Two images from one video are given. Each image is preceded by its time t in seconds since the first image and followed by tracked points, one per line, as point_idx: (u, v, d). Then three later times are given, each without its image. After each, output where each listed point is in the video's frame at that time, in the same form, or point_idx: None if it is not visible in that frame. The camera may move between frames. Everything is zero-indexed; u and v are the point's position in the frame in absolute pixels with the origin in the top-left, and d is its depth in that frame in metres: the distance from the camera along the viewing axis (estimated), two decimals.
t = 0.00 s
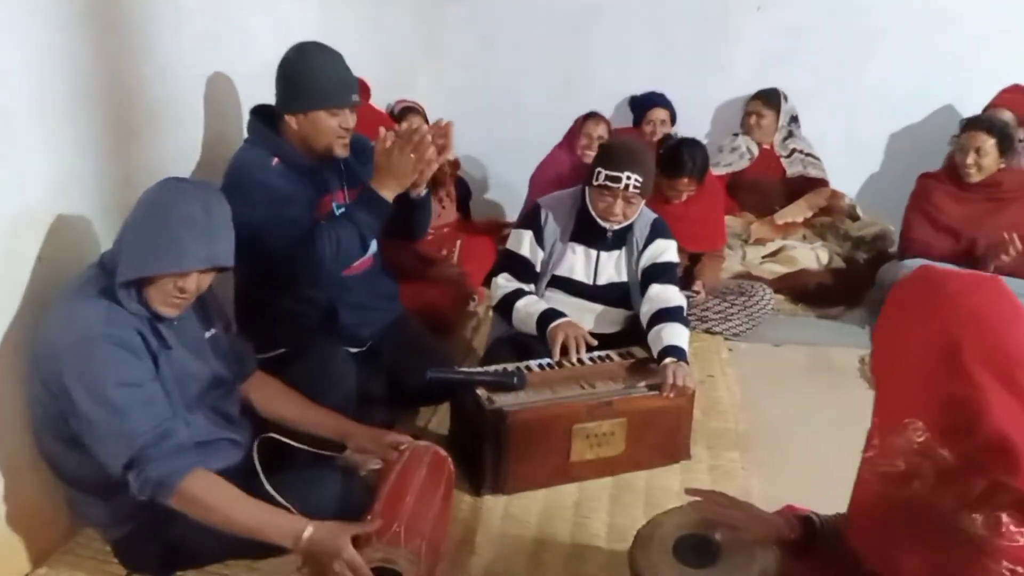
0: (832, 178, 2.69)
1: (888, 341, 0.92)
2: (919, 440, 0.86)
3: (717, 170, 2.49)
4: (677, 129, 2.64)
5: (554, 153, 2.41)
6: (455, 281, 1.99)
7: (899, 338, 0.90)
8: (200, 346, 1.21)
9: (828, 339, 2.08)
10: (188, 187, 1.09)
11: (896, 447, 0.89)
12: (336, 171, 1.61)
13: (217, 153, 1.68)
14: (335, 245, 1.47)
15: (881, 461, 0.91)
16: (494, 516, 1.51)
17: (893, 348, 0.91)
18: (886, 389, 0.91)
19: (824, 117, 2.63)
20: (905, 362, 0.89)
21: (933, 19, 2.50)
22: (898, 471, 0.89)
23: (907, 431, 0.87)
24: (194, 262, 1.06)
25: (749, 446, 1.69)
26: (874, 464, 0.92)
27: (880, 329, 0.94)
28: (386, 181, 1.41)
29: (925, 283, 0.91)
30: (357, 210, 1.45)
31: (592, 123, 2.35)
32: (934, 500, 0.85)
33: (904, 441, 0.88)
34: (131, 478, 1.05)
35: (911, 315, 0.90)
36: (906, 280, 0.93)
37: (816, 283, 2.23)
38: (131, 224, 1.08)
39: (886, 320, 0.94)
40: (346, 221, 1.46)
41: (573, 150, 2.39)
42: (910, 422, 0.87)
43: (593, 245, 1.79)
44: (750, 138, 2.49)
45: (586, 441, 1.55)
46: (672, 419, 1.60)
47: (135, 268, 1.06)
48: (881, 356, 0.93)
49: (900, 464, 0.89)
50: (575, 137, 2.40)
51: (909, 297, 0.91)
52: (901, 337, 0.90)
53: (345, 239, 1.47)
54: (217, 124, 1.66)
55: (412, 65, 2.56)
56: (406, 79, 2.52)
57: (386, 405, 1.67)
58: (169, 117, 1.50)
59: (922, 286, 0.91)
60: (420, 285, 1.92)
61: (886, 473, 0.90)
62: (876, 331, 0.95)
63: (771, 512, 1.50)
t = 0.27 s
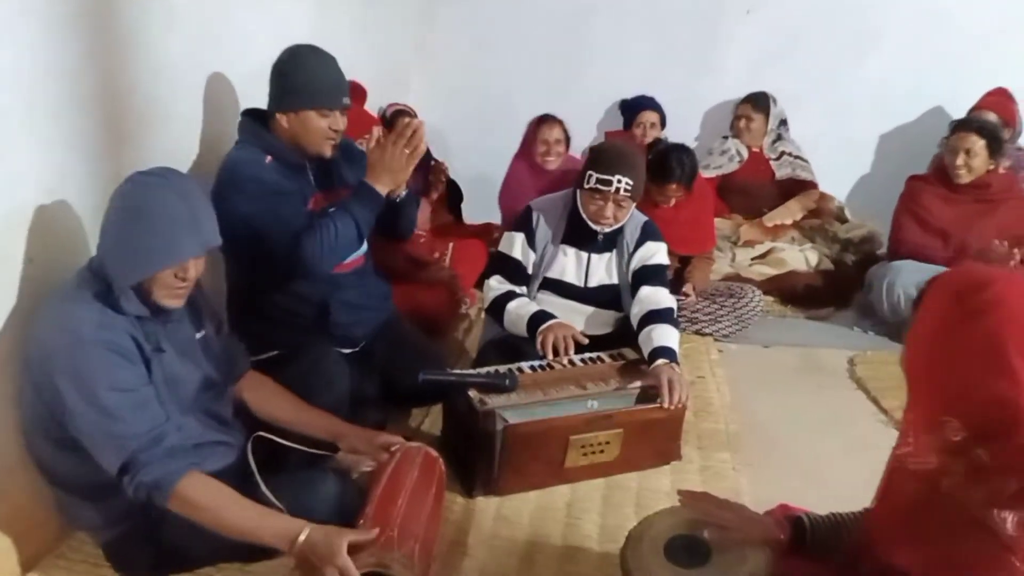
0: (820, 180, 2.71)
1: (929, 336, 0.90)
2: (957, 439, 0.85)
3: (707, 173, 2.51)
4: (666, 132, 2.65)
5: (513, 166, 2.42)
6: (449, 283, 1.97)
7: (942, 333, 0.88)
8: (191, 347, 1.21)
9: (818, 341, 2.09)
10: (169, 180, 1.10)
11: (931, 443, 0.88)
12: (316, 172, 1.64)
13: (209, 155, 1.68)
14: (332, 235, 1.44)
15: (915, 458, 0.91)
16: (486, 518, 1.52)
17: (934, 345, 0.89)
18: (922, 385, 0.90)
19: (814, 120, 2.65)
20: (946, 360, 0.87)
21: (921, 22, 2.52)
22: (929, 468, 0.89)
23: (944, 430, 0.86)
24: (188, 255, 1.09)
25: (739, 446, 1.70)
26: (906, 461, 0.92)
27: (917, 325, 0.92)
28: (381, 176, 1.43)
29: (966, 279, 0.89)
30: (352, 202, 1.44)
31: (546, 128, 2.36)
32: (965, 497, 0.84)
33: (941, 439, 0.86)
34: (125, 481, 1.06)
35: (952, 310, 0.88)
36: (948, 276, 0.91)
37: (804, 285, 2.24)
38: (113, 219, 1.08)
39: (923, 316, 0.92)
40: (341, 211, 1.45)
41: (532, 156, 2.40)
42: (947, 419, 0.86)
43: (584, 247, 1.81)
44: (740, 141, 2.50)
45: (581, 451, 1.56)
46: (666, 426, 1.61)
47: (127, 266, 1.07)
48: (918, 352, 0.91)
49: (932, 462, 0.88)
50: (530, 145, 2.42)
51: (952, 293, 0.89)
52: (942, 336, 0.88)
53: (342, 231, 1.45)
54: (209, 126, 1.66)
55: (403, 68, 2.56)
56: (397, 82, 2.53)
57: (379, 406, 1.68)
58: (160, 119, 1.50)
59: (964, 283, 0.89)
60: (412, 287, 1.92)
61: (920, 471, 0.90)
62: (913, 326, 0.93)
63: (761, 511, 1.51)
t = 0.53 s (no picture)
0: (808, 178, 2.70)
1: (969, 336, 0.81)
2: (996, 441, 0.78)
3: (695, 171, 2.50)
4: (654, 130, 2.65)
5: (491, 164, 2.41)
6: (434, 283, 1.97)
7: (990, 333, 0.79)
8: (175, 346, 1.20)
9: (806, 339, 2.09)
10: (142, 175, 1.08)
11: (968, 446, 0.81)
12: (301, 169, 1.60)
13: (193, 154, 1.66)
14: (317, 231, 1.42)
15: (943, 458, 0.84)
16: (473, 518, 1.51)
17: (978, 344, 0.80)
18: (964, 389, 0.81)
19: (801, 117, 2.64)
20: (989, 361, 0.78)
21: (906, 19, 2.53)
22: (962, 474, 0.81)
23: (982, 431, 0.79)
24: (166, 251, 1.07)
25: (727, 445, 1.70)
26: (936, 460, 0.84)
27: (954, 321, 0.83)
28: (367, 171, 1.42)
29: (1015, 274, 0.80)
30: (335, 196, 1.42)
31: (522, 123, 2.35)
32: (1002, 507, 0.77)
33: (978, 442, 0.80)
34: (103, 482, 1.04)
35: (986, 307, 0.80)
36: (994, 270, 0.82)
37: (791, 283, 2.26)
38: (87, 217, 1.07)
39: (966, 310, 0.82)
40: (325, 205, 1.43)
41: (510, 154, 2.40)
42: (988, 423, 0.79)
43: (572, 246, 1.80)
44: (726, 139, 2.50)
45: (564, 442, 1.55)
46: (650, 419, 1.60)
47: (106, 265, 1.06)
48: (953, 349, 0.83)
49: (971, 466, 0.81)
50: (506, 142, 2.40)
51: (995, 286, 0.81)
52: (983, 334, 0.80)
53: (327, 226, 1.42)
54: (192, 125, 1.65)
55: (388, 65, 2.55)
56: (382, 79, 2.51)
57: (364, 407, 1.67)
58: (142, 117, 1.48)
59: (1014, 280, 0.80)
60: (397, 287, 1.90)
61: (954, 473, 0.82)
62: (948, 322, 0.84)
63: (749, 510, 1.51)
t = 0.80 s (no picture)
0: (797, 177, 2.71)
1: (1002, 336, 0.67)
2: None
3: (685, 171, 2.51)
4: (644, 130, 2.65)
5: (485, 171, 2.40)
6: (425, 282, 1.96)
7: None
8: (162, 350, 1.19)
9: (796, 338, 2.10)
10: (131, 182, 1.07)
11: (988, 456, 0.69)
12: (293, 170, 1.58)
13: (184, 156, 1.65)
14: (309, 230, 1.42)
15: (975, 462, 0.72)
16: (466, 520, 1.51)
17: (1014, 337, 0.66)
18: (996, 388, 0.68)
19: (790, 118, 2.65)
20: None
21: (894, 20, 2.54)
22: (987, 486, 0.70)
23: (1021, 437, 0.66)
24: (145, 260, 1.06)
25: (719, 445, 1.70)
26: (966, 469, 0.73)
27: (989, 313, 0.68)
28: (357, 169, 1.43)
29: None
30: (326, 195, 1.43)
31: (512, 126, 2.36)
32: None
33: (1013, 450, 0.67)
34: (48, 499, 1.03)
35: None
36: None
37: (782, 283, 2.27)
38: (74, 220, 1.06)
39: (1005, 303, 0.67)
40: (316, 205, 1.43)
41: (504, 161, 2.39)
42: None
43: (562, 245, 1.80)
44: (716, 140, 2.51)
45: (561, 451, 1.55)
46: (644, 421, 1.60)
47: (91, 269, 1.05)
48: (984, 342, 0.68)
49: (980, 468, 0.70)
50: (498, 149, 2.41)
51: None
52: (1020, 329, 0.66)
53: (319, 225, 1.43)
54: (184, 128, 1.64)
55: (379, 67, 2.54)
56: (373, 80, 2.51)
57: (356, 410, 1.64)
58: (131, 119, 1.47)
59: None
60: (391, 289, 1.90)
61: (991, 473, 0.69)
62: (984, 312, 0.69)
63: (740, 510, 1.51)
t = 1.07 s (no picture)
0: (784, 183, 2.73)
1: None
2: None
3: (672, 176, 2.51)
4: (632, 136, 2.66)
5: (488, 171, 2.37)
6: (415, 289, 1.96)
7: None
8: (147, 353, 1.18)
9: (784, 343, 2.11)
10: (118, 180, 1.07)
11: None
12: (290, 176, 1.57)
13: (173, 162, 1.64)
14: (306, 239, 1.42)
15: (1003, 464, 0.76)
16: (454, 526, 1.50)
17: None
18: None
19: (777, 123, 2.66)
20: None
21: (879, 26, 2.56)
22: None
23: None
24: (143, 257, 1.07)
25: (707, 449, 1.71)
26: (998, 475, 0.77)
27: None
28: (354, 185, 1.44)
29: None
30: (325, 207, 1.43)
31: (517, 129, 2.36)
32: None
33: None
34: (53, 506, 1.03)
35: None
36: None
37: (769, 288, 2.28)
38: (65, 222, 1.05)
39: None
40: (313, 216, 1.43)
41: (507, 162, 2.38)
42: None
43: (551, 249, 1.80)
44: (704, 145, 2.52)
45: (546, 451, 1.55)
46: (632, 424, 1.60)
47: (84, 270, 1.04)
48: None
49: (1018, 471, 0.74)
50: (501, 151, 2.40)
51: None
52: None
53: (315, 234, 1.43)
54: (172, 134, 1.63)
55: (367, 72, 2.54)
56: (361, 86, 2.50)
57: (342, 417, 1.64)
58: (119, 124, 1.47)
59: None
60: (379, 295, 1.89)
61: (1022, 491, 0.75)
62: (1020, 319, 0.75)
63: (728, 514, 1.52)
